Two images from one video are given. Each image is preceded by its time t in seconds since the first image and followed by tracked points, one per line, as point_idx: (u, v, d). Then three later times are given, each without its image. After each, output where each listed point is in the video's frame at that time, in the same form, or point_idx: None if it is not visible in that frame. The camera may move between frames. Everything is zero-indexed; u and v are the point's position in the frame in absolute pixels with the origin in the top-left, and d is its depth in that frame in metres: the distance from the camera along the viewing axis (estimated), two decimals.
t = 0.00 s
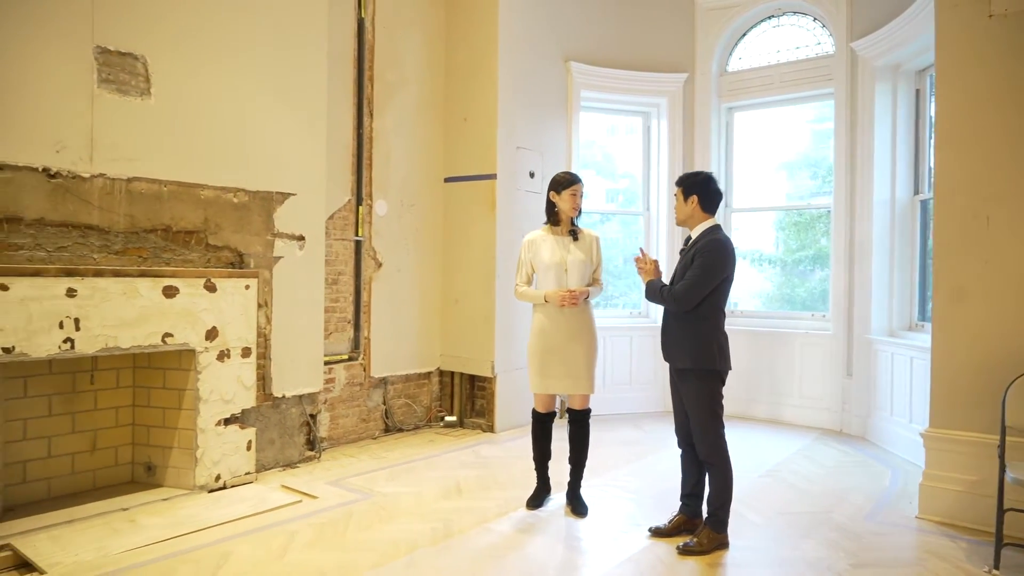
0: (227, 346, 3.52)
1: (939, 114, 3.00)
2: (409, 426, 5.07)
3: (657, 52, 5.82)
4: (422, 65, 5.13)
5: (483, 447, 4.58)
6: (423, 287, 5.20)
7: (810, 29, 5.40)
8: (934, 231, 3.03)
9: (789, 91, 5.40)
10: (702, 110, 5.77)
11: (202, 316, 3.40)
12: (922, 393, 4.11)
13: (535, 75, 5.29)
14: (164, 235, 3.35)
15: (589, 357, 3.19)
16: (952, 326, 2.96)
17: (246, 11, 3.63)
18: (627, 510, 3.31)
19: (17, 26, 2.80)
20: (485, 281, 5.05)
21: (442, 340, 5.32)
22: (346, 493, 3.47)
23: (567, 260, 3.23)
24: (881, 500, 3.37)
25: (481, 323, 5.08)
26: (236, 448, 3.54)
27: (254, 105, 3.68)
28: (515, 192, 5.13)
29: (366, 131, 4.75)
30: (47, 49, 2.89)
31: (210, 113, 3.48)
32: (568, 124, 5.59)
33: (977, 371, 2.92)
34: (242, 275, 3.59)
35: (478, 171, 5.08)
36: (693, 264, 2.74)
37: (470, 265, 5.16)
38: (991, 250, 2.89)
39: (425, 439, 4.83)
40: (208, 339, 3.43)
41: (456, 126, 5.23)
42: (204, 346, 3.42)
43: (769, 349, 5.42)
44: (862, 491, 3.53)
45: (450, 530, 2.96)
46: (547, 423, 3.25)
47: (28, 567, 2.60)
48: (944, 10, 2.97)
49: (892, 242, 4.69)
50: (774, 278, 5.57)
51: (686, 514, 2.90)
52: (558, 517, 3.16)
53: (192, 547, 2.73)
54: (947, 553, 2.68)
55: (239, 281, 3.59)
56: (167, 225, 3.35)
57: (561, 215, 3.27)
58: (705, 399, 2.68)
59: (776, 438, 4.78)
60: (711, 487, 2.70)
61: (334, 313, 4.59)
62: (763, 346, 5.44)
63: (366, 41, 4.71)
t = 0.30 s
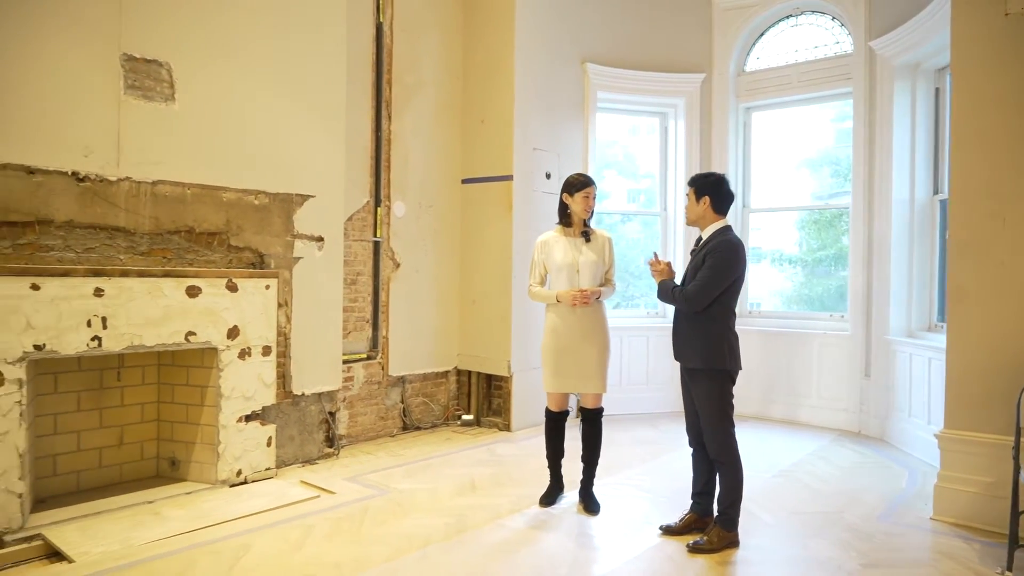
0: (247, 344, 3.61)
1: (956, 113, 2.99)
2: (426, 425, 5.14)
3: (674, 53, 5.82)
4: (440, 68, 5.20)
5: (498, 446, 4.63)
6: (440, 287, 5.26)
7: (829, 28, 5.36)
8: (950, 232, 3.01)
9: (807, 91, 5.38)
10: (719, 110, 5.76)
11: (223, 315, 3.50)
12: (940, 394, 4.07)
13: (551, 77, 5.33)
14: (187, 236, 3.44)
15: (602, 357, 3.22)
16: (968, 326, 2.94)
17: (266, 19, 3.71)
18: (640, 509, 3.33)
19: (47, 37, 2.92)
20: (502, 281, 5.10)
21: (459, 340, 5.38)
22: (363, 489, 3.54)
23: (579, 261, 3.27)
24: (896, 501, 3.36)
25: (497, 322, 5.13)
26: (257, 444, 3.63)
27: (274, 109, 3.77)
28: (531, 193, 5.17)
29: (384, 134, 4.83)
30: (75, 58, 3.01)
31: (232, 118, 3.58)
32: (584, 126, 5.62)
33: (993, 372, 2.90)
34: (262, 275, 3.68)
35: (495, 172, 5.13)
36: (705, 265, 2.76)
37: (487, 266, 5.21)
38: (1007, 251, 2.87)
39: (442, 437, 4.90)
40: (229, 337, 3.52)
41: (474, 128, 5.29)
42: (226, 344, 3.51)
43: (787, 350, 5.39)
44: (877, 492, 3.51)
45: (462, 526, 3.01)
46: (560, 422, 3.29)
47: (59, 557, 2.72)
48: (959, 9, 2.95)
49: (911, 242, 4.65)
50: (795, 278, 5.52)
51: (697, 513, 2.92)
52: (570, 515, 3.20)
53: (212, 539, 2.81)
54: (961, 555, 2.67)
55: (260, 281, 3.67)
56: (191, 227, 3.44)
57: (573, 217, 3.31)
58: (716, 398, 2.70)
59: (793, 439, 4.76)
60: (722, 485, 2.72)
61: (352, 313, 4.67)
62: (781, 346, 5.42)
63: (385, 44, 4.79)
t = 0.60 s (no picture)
0: (270, 343, 3.71)
1: (973, 113, 2.98)
2: (445, 423, 5.21)
3: (692, 53, 5.82)
4: (458, 70, 5.27)
5: (515, 444, 4.68)
6: (459, 287, 5.33)
7: (848, 28, 5.33)
8: (967, 232, 2.99)
9: (826, 90, 5.35)
10: (737, 110, 5.75)
11: (247, 314, 3.60)
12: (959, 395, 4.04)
13: (569, 79, 5.37)
14: (213, 237, 3.55)
15: (616, 356, 3.26)
16: (986, 327, 2.93)
17: (288, 25, 3.81)
18: (654, 507, 3.36)
19: (79, 45, 3.03)
20: (520, 281, 5.16)
21: (478, 339, 5.45)
22: (381, 484, 3.62)
23: (594, 261, 3.31)
24: (913, 501, 3.35)
25: (515, 322, 5.18)
26: (279, 440, 3.73)
27: (297, 113, 3.87)
28: (548, 194, 5.22)
29: (404, 136, 4.91)
30: (105, 65, 3.12)
31: (255, 122, 3.67)
32: (602, 127, 5.65)
33: (1010, 373, 2.88)
34: (285, 275, 3.77)
35: (513, 173, 5.19)
36: (718, 266, 2.78)
37: (505, 266, 5.27)
38: None
39: (460, 435, 4.96)
40: (253, 335, 3.62)
41: (492, 129, 5.35)
42: (249, 342, 3.61)
43: (806, 350, 5.37)
44: (894, 492, 3.50)
45: (478, 521, 3.07)
46: (575, 420, 3.33)
47: (90, 546, 2.84)
48: (975, 9, 2.95)
49: (931, 242, 4.61)
50: (817, 278, 5.48)
51: (710, 511, 2.95)
52: (585, 512, 3.24)
53: (235, 531, 2.90)
54: (975, 556, 2.66)
55: (282, 280, 3.77)
56: (216, 228, 3.55)
57: (589, 218, 3.35)
58: (729, 397, 2.72)
59: (810, 439, 4.74)
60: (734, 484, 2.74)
61: (372, 312, 4.76)
62: (800, 347, 5.40)
63: (405, 48, 4.87)
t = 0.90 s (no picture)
0: (291, 342, 3.80)
1: (985, 114, 2.98)
2: (461, 421, 5.28)
3: (707, 55, 5.84)
4: (475, 74, 5.34)
5: (530, 442, 4.74)
6: (475, 288, 5.40)
7: (865, 28, 5.31)
8: (981, 233, 3.00)
9: (842, 91, 5.34)
10: (753, 111, 5.76)
11: (268, 314, 3.70)
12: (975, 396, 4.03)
13: (584, 82, 5.42)
14: (236, 239, 3.65)
15: (628, 355, 3.31)
16: (999, 327, 2.93)
17: (308, 32, 3.90)
18: (667, 505, 3.40)
19: (108, 56, 3.15)
20: (535, 282, 5.21)
21: (494, 339, 5.51)
22: (398, 481, 3.70)
23: (606, 262, 3.36)
24: (926, 502, 3.35)
25: (531, 322, 5.24)
26: (299, 436, 3.83)
27: (316, 118, 3.96)
28: (564, 196, 5.26)
29: (421, 139, 4.99)
30: (133, 74, 3.23)
31: (276, 127, 3.77)
32: (617, 129, 5.69)
33: None
34: (304, 276, 3.87)
35: (530, 175, 5.24)
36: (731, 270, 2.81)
37: (521, 267, 5.33)
38: None
39: (476, 433, 5.03)
40: (274, 335, 3.72)
41: (508, 132, 5.41)
42: (270, 341, 3.71)
43: (823, 351, 5.36)
44: (907, 493, 3.50)
45: (492, 516, 3.14)
46: (588, 418, 3.38)
47: (119, 537, 2.96)
48: (988, 11, 2.95)
49: (948, 243, 4.59)
50: (837, 278, 5.46)
51: (720, 509, 2.99)
52: (597, 508, 3.29)
53: (256, 524, 3.00)
54: (985, 555, 2.67)
55: (302, 281, 3.87)
56: (238, 230, 3.65)
57: (601, 220, 3.40)
58: (739, 398, 2.76)
59: (825, 440, 4.74)
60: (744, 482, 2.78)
61: (390, 312, 4.85)
62: (816, 348, 5.40)
63: (422, 53, 4.95)
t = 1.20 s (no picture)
0: (305, 343, 3.89)
1: (992, 117, 3.00)
2: (473, 421, 5.35)
3: (718, 57, 5.86)
4: (486, 78, 5.40)
5: (541, 442, 4.80)
6: (487, 289, 5.46)
7: (876, 29, 5.31)
8: (987, 235, 3.01)
9: (853, 92, 5.34)
10: (764, 113, 5.77)
11: (284, 315, 3.79)
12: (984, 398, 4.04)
13: (595, 85, 5.47)
14: (252, 243, 3.74)
15: (636, 357, 3.35)
16: (1006, 329, 2.95)
17: (321, 40, 3.98)
18: (675, 504, 3.44)
19: (127, 66, 3.25)
20: (546, 284, 5.27)
21: (506, 340, 5.57)
22: (410, 479, 3.77)
23: (615, 264, 3.41)
24: (934, 503, 3.37)
25: (542, 323, 5.30)
26: (313, 435, 3.91)
27: (331, 123, 4.04)
28: (574, 198, 5.31)
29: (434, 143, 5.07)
30: (151, 83, 3.33)
31: (291, 133, 3.86)
32: (628, 131, 5.73)
33: None
34: (319, 278, 3.96)
35: (541, 177, 5.30)
36: (744, 272, 2.83)
37: (532, 268, 5.39)
38: None
39: (487, 433, 5.10)
40: (289, 336, 3.81)
41: (519, 135, 5.47)
42: (286, 342, 3.80)
43: (834, 353, 5.37)
44: (916, 494, 3.51)
45: (501, 515, 3.20)
46: (596, 418, 3.43)
47: (140, 532, 3.06)
48: (995, 14, 2.96)
49: (959, 245, 4.59)
50: (850, 280, 5.45)
51: (726, 508, 3.03)
52: (605, 507, 3.33)
53: (272, 520, 3.08)
54: (990, 556, 2.69)
55: (316, 283, 3.95)
56: (255, 234, 3.74)
57: (609, 223, 3.45)
58: (746, 398, 2.80)
59: (836, 441, 4.76)
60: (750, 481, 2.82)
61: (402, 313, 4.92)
62: (827, 350, 5.40)
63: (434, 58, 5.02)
